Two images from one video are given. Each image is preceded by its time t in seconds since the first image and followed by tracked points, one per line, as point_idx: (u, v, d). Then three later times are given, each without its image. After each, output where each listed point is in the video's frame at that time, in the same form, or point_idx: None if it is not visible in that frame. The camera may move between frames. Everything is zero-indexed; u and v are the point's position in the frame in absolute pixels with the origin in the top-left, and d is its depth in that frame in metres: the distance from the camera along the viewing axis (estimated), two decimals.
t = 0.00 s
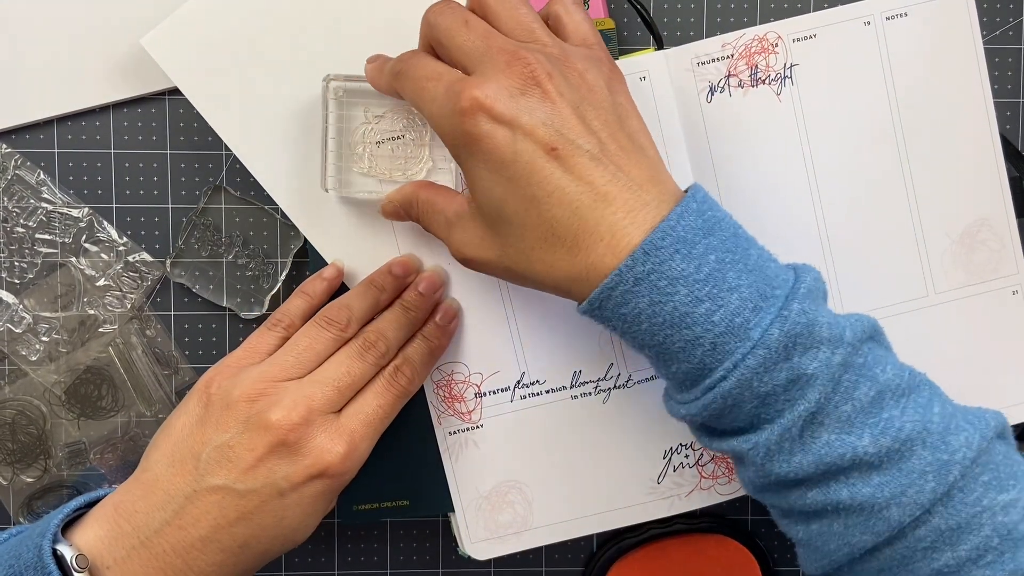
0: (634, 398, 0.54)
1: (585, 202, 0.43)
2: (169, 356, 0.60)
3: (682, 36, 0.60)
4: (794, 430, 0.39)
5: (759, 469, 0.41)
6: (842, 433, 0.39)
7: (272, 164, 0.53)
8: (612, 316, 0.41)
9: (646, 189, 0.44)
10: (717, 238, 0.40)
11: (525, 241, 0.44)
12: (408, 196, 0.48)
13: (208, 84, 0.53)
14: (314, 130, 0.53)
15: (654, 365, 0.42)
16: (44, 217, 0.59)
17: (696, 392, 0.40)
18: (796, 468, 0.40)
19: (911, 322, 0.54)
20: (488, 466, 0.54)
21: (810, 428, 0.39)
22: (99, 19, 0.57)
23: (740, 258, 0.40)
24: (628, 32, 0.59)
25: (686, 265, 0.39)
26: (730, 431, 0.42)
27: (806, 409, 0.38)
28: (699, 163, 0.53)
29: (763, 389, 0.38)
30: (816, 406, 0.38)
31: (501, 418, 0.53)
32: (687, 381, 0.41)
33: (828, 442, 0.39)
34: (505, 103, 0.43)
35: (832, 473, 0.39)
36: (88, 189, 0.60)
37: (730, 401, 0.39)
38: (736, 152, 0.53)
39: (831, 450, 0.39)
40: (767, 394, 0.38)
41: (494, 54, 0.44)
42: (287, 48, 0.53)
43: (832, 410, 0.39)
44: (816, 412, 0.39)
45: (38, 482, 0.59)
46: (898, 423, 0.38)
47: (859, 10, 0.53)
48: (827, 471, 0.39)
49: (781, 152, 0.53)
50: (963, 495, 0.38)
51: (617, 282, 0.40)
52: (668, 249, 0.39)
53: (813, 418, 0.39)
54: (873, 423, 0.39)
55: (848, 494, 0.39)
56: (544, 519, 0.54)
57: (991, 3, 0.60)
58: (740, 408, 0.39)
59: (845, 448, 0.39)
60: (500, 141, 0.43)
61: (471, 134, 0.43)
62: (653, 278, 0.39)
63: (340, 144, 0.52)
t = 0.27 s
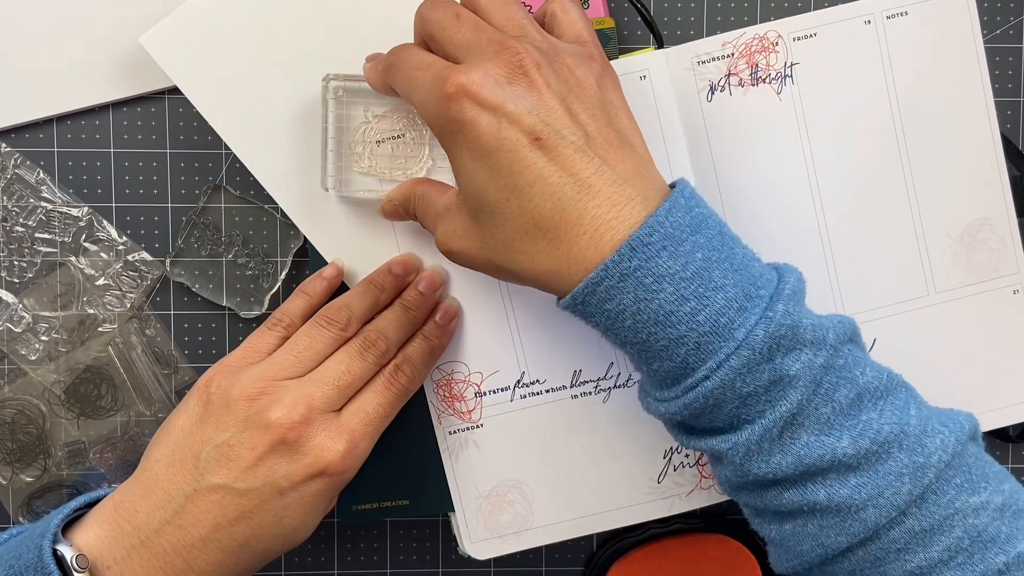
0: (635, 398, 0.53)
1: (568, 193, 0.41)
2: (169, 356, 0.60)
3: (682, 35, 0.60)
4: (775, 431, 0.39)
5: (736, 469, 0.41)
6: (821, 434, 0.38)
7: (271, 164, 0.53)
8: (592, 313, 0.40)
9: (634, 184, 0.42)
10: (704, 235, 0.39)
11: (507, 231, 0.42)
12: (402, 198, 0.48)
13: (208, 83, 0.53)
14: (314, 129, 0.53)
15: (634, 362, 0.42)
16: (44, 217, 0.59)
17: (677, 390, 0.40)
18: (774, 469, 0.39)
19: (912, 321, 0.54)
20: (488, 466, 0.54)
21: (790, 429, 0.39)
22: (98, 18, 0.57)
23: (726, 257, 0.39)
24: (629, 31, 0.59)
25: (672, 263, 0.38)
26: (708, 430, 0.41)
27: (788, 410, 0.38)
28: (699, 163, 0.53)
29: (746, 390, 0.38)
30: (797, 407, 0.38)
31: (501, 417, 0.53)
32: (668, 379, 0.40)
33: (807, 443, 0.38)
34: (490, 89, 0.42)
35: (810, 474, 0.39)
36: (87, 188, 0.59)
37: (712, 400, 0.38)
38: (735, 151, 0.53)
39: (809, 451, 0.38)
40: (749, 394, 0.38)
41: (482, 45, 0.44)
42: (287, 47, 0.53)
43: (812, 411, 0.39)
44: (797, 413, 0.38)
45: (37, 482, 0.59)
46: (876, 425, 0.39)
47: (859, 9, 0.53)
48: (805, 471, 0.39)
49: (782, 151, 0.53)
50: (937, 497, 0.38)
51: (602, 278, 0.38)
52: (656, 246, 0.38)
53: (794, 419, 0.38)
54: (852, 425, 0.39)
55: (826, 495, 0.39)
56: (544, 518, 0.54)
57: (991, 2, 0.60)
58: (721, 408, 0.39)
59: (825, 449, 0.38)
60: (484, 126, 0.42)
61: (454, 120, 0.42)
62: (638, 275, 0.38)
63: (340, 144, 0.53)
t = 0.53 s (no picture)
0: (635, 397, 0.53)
1: (552, 188, 0.41)
2: (169, 355, 0.60)
3: (682, 34, 0.60)
4: (770, 425, 0.38)
5: (734, 465, 0.41)
6: (818, 427, 0.38)
7: (271, 164, 0.53)
8: (585, 310, 0.40)
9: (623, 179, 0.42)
10: (694, 229, 0.39)
11: (492, 228, 0.42)
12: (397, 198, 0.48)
13: (208, 82, 0.52)
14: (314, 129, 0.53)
15: (629, 359, 0.42)
16: (44, 216, 0.59)
17: (672, 387, 0.39)
18: (772, 463, 0.39)
19: (913, 320, 0.54)
20: (488, 465, 0.53)
21: (786, 423, 0.39)
22: (98, 17, 0.57)
23: (717, 250, 0.39)
24: (629, 30, 0.59)
25: (662, 258, 0.38)
26: (705, 426, 0.41)
27: (783, 404, 0.38)
28: (700, 162, 0.53)
29: (740, 385, 0.38)
30: (792, 400, 0.38)
31: (501, 417, 0.53)
32: (663, 376, 0.40)
33: (804, 436, 0.38)
34: (473, 84, 0.42)
35: (808, 468, 0.39)
36: (87, 187, 0.59)
37: (707, 396, 0.38)
38: (736, 151, 0.53)
39: (806, 444, 0.38)
40: (744, 389, 0.38)
41: (468, 41, 0.43)
42: (288, 46, 0.52)
43: (807, 404, 0.38)
44: (792, 407, 0.38)
45: (37, 482, 0.59)
46: (873, 417, 0.38)
47: (860, 8, 0.53)
48: (803, 465, 0.39)
49: (782, 150, 0.53)
50: (937, 486, 0.38)
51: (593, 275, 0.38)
52: (644, 242, 0.38)
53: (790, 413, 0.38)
54: (848, 417, 0.38)
55: (825, 487, 0.39)
56: (545, 518, 0.54)
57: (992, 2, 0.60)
58: (716, 403, 0.39)
59: (822, 442, 0.38)
60: (467, 122, 0.42)
61: (437, 116, 0.42)
62: (627, 272, 0.38)
63: (341, 145, 0.53)
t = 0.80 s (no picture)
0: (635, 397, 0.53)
1: (551, 189, 0.41)
2: (169, 355, 0.60)
3: (682, 35, 0.60)
4: (768, 426, 0.38)
5: (732, 466, 0.41)
6: (816, 428, 0.38)
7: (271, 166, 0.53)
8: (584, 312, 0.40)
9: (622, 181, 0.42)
10: (693, 231, 0.39)
11: (491, 229, 0.42)
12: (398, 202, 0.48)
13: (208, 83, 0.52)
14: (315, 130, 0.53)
15: (627, 360, 0.42)
16: (44, 216, 0.59)
17: (670, 388, 0.39)
18: (770, 463, 0.39)
19: (912, 321, 0.54)
20: (488, 466, 0.53)
21: (784, 424, 0.39)
22: (99, 18, 0.57)
23: (716, 252, 0.39)
24: (629, 31, 0.59)
25: (662, 259, 0.38)
26: (703, 427, 0.41)
27: (782, 405, 0.38)
28: (700, 163, 0.53)
29: (739, 386, 0.38)
30: (790, 401, 0.38)
31: (501, 417, 0.53)
32: (661, 377, 0.40)
33: (802, 436, 0.38)
34: (473, 85, 0.42)
35: (806, 468, 0.39)
36: (87, 188, 0.59)
37: (706, 396, 0.38)
38: (736, 152, 0.53)
39: (804, 445, 0.38)
40: (742, 390, 0.38)
41: (468, 42, 0.43)
42: (288, 47, 0.52)
43: (805, 405, 0.38)
44: (790, 407, 0.38)
45: (37, 482, 0.59)
46: (871, 417, 0.38)
47: (859, 9, 0.53)
48: (801, 464, 0.39)
49: (782, 151, 0.53)
50: (934, 485, 0.38)
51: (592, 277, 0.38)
52: (644, 244, 0.38)
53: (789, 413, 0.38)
54: (846, 417, 0.38)
55: (823, 487, 0.39)
56: (545, 518, 0.54)
57: (991, 2, 0.60)
58: (715, 404, 0.39)
59: (819, 442, 0.38)
60: (467, 123, 0.42)
61: (437, 117, 0.42)
62: (627, 274, 0.38)
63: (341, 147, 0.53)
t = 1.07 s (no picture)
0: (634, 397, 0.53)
1: (555, 194, 0.41)
2: (169, 355, 0.60)
3: (682, 35, 0.60)
4: (767, 435, 0.39)
5: (728, 473, 0.40)
6: (813, 438, 0.38)
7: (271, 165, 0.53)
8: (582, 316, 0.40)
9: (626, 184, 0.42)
10: (695, 239, 0.39)
11: (496, 233, 0.42)
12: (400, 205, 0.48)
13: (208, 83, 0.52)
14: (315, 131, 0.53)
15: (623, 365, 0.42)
16: (44, 216, 0.59)
17: (668, 395, 0.39)
18: (767, 472, 0.39)
19: (912, 321, 0.54)
20: (488, 466, 0.53)
21: (782, 433, 0.39)
22: (99, 18, 0.57)
23: (716, 261, 0.39)
24: (629, 31, 0.59)
25: (663, 266, 0.38)
26: (700, 434, 0.41)
27: (780, 414, 0.38)
28: (700, 164, 0.53)
29: (737, 394, 0.38)
30: (789, 410, 0.38)
31: (501, 418, 0.53)
32: (658, 383, 0.40)
33: (799, 446, 0.38)
34: (471, 85, 0.42)
35: (803, 478, 0.39)
36: (87, 188, 0.59)
37: (704, 404, 0.38)
38: (736, 153, 0.53)
39: (801, 455, 0.38)
40: (740, 399, 0.38)
41: (475, 47, 0.44)
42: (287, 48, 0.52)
43: (803, 414, 0.39)
44: (789, 417, 0.38)
45: (37, 482, 0.59)
46: (869, 429, 0.38)
47: (859, 9, 0.53)
48: (797, 474, 0.39)
49: (782, 151, 0.53)
50: (927, 498, 0.38)
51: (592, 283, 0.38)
52: (646, 251, 0.38)
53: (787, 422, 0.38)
54: (844, 428, 0.38)
55: (818, 498, 0.39)
56: (545, 518, 0.54)
57: (991, 3, 0.60)
58: (712, 412, 0.39)
59: (817, 453, 0.38)
60: (470, 127, 0.42)
61: (443, 121, 0.42)
62: (628, 280, 0.38)
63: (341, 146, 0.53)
